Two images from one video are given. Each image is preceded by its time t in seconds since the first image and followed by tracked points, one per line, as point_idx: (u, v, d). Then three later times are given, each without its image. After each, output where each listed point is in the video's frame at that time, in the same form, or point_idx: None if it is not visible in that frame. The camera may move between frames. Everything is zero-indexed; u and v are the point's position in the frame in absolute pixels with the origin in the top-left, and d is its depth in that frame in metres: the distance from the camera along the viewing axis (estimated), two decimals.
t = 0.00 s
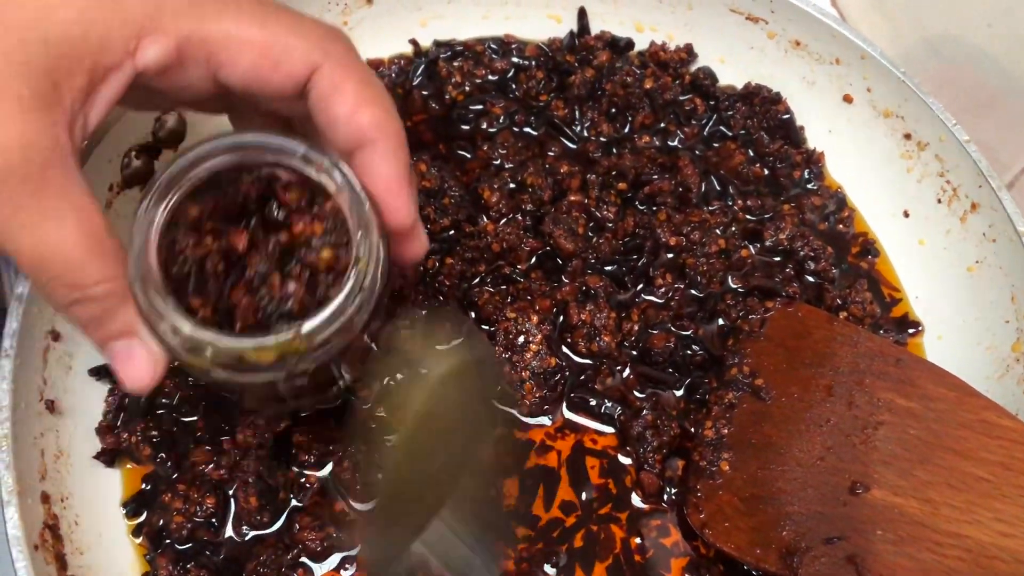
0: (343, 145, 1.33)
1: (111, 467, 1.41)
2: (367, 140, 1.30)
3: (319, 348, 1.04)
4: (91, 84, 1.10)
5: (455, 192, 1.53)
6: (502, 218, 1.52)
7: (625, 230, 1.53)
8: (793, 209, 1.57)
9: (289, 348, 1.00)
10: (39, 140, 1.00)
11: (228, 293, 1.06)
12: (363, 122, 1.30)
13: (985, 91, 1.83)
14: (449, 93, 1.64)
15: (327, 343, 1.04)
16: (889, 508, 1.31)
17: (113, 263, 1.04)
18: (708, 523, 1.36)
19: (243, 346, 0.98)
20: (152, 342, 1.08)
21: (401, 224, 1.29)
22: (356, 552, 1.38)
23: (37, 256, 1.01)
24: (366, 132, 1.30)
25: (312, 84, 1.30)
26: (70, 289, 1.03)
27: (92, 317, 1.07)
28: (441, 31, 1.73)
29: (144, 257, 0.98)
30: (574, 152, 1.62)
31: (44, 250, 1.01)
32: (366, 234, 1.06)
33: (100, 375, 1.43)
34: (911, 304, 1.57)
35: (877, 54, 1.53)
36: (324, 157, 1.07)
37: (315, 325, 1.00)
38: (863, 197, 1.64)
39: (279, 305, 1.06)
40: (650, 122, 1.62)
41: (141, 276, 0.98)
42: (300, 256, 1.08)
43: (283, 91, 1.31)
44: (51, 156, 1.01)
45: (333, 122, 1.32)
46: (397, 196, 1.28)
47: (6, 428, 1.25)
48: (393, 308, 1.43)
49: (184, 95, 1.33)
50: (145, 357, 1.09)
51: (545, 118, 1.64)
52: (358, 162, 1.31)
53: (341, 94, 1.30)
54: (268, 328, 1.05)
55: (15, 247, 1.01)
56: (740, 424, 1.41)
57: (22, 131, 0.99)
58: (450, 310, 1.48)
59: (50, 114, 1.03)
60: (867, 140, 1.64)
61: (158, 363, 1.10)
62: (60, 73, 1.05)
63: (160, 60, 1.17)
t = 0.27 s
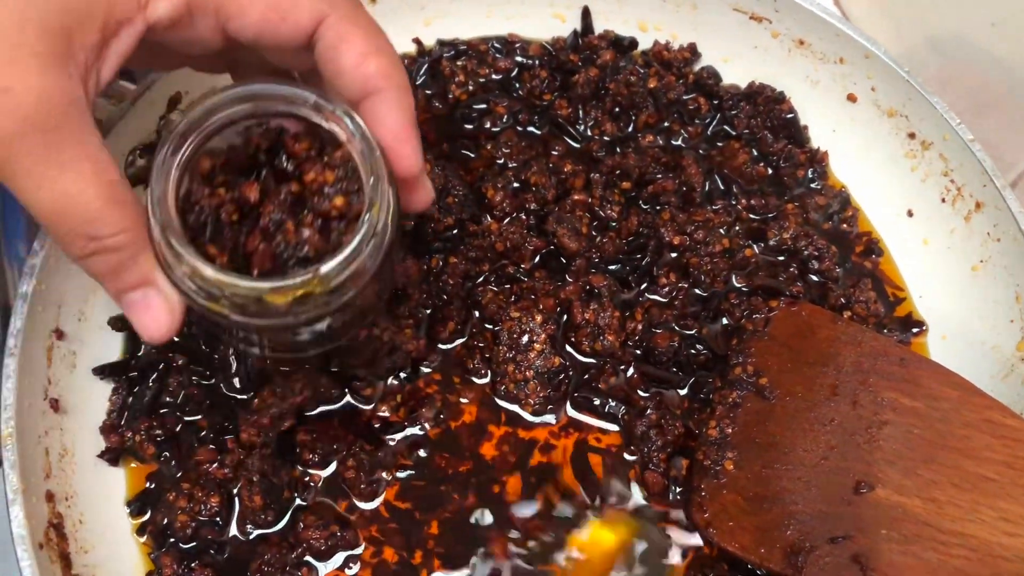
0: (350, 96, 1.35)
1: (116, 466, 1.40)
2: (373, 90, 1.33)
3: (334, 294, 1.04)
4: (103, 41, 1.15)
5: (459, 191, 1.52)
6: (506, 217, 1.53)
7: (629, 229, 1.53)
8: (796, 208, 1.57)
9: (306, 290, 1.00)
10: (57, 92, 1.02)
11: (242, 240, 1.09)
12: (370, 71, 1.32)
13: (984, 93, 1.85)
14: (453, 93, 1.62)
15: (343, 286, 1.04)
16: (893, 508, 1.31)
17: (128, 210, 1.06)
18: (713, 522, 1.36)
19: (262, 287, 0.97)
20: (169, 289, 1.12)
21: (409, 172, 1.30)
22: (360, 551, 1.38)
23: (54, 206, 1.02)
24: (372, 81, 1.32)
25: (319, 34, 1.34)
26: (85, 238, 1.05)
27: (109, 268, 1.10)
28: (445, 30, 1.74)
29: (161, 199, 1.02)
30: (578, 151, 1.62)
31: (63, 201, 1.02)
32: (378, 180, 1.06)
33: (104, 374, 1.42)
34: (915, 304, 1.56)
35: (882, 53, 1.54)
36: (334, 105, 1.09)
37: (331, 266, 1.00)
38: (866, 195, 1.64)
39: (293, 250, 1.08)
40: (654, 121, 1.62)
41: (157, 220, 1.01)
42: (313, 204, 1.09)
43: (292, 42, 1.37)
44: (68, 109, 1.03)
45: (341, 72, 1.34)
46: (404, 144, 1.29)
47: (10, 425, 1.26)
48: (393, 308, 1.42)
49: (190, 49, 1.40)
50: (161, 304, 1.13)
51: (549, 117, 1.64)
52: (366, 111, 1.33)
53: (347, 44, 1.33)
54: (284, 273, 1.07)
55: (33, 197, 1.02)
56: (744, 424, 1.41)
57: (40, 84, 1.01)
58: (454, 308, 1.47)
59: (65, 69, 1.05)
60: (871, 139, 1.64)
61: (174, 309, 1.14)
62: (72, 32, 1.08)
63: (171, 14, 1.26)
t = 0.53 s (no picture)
0: (360, 49, 1.37)
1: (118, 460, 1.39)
2: (383, 40, 1.34)
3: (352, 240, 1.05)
4: None
5: (462, 185, 1.51)
6: (509, 211, 1.52)
7: (633, 223, 1.52)
8: (800, 202, 1.57)
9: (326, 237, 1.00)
10: (73, 49, 0.99)
11: (260, 196, 1.08)
12: (378, 21, 1.34)
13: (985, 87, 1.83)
14: (456, 86, 1.61)
15: (362, 232, 1.05)
16: (898, 502, 1.31)
17: (146, 166, 1.04)
18: (717, 516, 1.35)
19: (283, 236, 0.98)
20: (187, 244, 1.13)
21: (423, 123, 1.34)
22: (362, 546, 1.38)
23: (73, 163, 1.01)
24: (381, 31, 1.34)
25: None
26: (104, 194, 1.03)
27: (126, 224, 1.08)
28: (448, 23, 1.73)
29: (181, 151, 1.00)
30: (582, 144, 1.61)
31: (81, 156, 1.00)
32: (394, 128, 1.06)
33: (105, 367, 1.41)
34: (920, 298, 1.56)
35: (887, 46, 1.54)
36: (347, 53, 1.09)
37: (350, 213, 1.00)
38: (870, 189, 1.63)
39: (311, 202, 1.06)
40: (658, 114, 1.62)
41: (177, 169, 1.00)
42: (328, 156, 1.09)
43: None
44: (85, 67, 1.00)
45: (351, 24, 1.36)
46: (417, 93, 1.32)
47: (13, 418, 1.26)
48: (393, 302, 1.42)
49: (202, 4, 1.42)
50: (180, 260, 1.13)
51: (553, 111, 1.62)
52: (377, 61, 1.35)
53: None
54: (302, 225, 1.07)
55: (51, 155, 1.00)
56: (748, 418, 1.41)
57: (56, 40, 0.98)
58: (457, 301, 1.47)
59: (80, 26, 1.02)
60: (875, 132, 1.63)
61: (192, 265, 1.15)
62: None
63: None
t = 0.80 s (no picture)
0: (360, 89, 1.35)
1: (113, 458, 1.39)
2: (386, 82, 1.32)
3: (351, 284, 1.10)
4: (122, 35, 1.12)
5: (459, 181, 1.52)
6: (506, 208, 1.51)
7: (631, 220, 1.51)
8: (799, 200, 1.56)
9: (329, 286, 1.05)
10: (77, 88, 0.98)
11: (265, 240, 1.13)
12: (382, 64, 1.31)
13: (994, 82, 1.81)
14: (454, 82, 1.61)
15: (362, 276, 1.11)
16: (898, 501, 1.30)
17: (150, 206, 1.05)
18: (715, 515, 1.34)
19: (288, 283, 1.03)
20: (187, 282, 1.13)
21: (424, 164, 1.32)
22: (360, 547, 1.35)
23: (77, 203, 1.00)
24: (384, 74, 1.31)
25: (330, 27, 1.32)
26: (107, 232, 1.03)
27: (129, 262, 1.09)
28: (445, 19, 1.72)
29: (187, 196, 1.06)
30: (580, 141, 1.60)
31: (85, 198, 1.00)
32: (397, 177, 1.12)
33: (100, 365, 1.41)
34: (920, 296, 1.55)
35: (887, 42, 1.52)
36: (352, 100, 1.13)
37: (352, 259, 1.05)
38: (870, 185, 1.62)
39: (315, 245, 1.13)
40: (656, 111, 1.61)
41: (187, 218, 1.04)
42: (331, 199, 1.15)
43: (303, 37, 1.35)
44: (91, 106, 0.99)
45: (352, 65, 1.33)
46: (418, 136, 1.31)
47: (6, 416, 1.24)
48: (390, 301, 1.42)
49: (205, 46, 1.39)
50: (180, 298, 1.13)
51: (550, 107, 1.63)
52: (377, 102, 1.32)
53: (361, 35, 1.31)
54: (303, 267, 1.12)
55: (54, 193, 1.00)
56: (746, 417, 1.40)
57: (63, 80, 0.97)
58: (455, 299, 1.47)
59: (85, 62, 1.01)
60: (874, 129, 1.63)
61: (191, 303, 1.14)
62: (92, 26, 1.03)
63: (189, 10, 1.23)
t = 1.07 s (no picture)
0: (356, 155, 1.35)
1: (109, 456, 1.39)
2: (384, 149, 1.33)
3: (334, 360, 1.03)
4: (107, 89, 1.12)
5: (455, 180, 1.52)
6: (503, 206, 1.51)
7: (627, 219, 1.52)
8: (795, 198, 1.56)
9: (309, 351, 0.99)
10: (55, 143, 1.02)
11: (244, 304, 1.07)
12: (381, 129, 1.32)
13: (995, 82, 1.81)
14: (449, 81, 1.62)
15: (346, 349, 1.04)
16: (893, 499, 1.30)
17: (122, 270, 1.05)
18: (711, 514, 1.33)
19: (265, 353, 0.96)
20: (161, 348, 1.13)
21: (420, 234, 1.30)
22: (357, 544, 1.36)
23: (47, 261, 1.01)
24: (383, 140, 1.32)
25: (330, 92, 1.33)
26: (78, 294, 1.04)
27: (98, 327, 1.09)
28: (441, 17, 1.72)
29: (164, 258, 1.01)
30: (576, 140, 1.60)
31: (56, 254, 1.01)
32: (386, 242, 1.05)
33: (95, 363, 1.42)
34: (915, 294, 1.55)
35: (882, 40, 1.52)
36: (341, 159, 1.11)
37: (336, 330, 0.99)
38: (864, 184, 1.63)
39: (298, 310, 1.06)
40: (652, 110, 1.60)
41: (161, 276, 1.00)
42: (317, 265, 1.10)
43: (300, 101, 1.35)
44: (66, 161, 1.02)
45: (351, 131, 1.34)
46: (415, 205, 1.30)
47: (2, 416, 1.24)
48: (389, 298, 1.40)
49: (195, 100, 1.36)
50: (153, 367, 1.13)
51: (547, 106, 1.62)
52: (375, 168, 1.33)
53: (358, 100, 1.33)
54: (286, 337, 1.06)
55: (27, 251, 1.01)
56: (742, 414, 1.40)
57: (41, 133, 1.01)
58: (450, 298, 1.46)
59: (67, 118, 1.05)
60: (870, 128, 1.63)
61: (163, 371, 1.14)
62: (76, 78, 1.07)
63: (180, 64, 1.21)
